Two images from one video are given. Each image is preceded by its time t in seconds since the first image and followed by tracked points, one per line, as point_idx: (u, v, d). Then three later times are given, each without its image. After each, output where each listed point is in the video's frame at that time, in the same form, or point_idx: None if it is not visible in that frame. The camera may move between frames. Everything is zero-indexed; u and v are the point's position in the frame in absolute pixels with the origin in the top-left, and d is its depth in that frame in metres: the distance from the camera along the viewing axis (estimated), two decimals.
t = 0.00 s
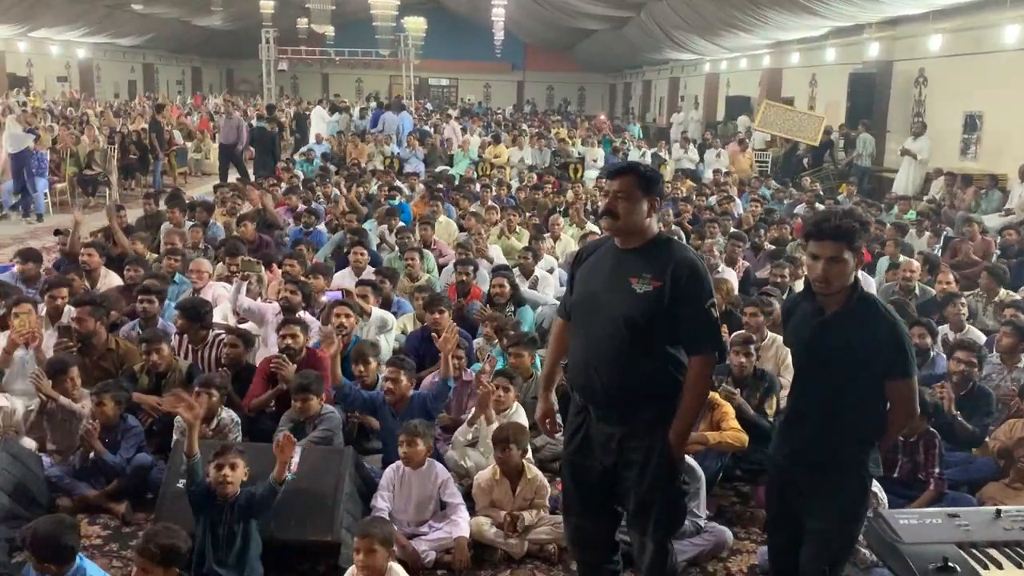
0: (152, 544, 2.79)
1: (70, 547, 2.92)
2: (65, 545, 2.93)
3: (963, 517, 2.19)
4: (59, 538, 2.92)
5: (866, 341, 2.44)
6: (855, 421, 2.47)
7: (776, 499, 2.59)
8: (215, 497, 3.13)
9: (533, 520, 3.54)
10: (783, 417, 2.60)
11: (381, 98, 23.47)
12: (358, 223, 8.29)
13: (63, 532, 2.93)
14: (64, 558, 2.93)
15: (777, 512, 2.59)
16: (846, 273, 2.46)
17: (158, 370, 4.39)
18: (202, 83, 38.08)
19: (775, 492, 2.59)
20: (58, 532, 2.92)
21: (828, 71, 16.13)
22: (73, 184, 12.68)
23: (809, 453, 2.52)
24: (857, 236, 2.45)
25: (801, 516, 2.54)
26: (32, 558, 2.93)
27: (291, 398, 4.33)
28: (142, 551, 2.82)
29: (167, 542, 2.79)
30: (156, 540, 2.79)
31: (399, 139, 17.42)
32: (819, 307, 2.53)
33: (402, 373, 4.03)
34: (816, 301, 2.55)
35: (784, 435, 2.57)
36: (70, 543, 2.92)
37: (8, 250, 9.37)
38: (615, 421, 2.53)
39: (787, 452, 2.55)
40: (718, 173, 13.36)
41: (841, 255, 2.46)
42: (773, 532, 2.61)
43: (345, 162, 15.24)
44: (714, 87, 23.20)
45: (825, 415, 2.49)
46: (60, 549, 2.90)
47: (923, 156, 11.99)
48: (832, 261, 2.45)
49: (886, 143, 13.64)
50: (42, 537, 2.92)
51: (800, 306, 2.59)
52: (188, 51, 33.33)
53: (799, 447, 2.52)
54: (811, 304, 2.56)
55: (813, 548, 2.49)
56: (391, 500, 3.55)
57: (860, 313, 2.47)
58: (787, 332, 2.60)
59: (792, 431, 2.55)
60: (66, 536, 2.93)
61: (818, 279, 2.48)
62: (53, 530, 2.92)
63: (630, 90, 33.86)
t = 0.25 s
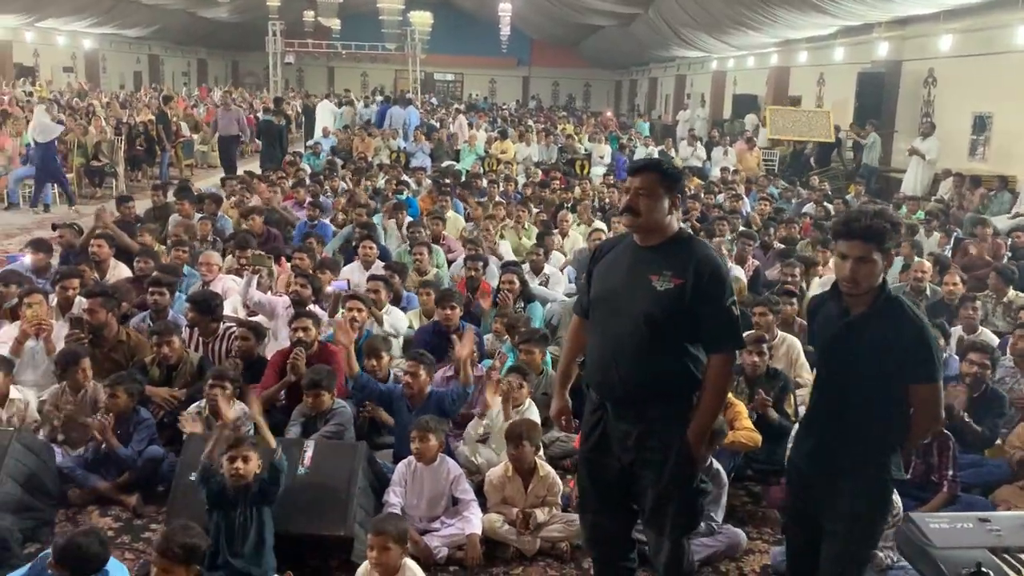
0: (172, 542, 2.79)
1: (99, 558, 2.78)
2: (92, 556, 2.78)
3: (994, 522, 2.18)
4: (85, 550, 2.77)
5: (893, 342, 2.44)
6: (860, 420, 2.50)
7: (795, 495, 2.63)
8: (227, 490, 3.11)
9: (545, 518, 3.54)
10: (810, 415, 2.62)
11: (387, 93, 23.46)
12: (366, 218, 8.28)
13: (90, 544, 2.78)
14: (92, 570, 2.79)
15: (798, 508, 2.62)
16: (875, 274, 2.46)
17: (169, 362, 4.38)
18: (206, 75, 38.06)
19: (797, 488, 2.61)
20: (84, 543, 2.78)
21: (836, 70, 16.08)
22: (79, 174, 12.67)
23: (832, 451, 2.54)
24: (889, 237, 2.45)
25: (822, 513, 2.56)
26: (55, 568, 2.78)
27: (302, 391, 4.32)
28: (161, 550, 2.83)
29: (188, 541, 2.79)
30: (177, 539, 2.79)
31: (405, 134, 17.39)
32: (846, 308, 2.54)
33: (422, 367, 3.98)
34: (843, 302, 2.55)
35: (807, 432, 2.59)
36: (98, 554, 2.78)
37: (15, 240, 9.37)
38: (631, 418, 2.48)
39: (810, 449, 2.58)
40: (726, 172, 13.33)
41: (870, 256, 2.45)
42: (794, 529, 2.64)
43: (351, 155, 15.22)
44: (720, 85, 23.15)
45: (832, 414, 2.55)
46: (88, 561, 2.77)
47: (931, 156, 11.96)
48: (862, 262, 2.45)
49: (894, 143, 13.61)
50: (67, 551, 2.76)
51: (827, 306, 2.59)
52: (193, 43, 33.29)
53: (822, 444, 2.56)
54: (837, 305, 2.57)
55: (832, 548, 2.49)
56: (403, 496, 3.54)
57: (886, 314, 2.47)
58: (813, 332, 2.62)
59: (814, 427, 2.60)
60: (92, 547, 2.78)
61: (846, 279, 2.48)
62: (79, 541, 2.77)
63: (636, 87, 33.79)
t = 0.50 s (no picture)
0: (185, 548, 2.74)
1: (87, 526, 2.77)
2: (82, 523, 2.77)
3: None
4: (75, 516, 2.77)
5: (923, 336, 2.41)
6: (887, 415, 2.47)
7: (819, 487, 2.60)
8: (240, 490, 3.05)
9: (560, 514, 3.53)
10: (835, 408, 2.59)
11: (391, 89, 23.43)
12: (374, 213, 8.26)
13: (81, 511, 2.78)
14: (80, 537, 2.78)
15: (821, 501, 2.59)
16: (906, 268, 2.43)
17: (181, 358, 4.37)
18: (209, 71, 38.03)
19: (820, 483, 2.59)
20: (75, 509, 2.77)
21: (841, 64, 16.03)
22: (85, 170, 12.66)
23: (857, 444, 2.52)
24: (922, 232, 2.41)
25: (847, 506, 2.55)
26: (46, 533, 2.79)
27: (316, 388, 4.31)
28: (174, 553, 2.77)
29: (202, 548, 2.73)
30: (190, 545, 2.73)
31: (410, 130, 17.37)
32: (874, 302, 2.51)
33: (444, 364, 3.94)
34: (870, 296, 2.52)
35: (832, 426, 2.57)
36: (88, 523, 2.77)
37: (21, 236, 9.36)
38: (654, 413, 2.45)
39: (834, 442, 2.56)
40: (732, 168, 13.30)
41: (903, 251, 2.42)
42: (817, 522, 2.62)
43: (356, 151, 15.20)
44: (724, 80, 23.09)
45: (858, 408, 2.51)
46: (78, 527, 2.76)
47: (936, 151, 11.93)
48: (894, 256, 2.41)
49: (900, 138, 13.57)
50: (58, 513, 2.77)
51: (855, 299, 2.56)
52: (196, 38, 33.24)
53: (848, 437, 2.54)
54: (865, 299, 2.53)
55: (858, 542, 2.48)
56: (418, 492, 3.53)
57: (916, 308, 2.44)
58: (839, 325, 2.59)
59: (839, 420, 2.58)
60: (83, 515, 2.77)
61: (876, 273, 2.45)
62: (70, 505, 2.77)
63: (639, 82, 33.74)
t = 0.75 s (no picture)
0: (202, 540, 2.63)
1: (84, 529, 2.69)
2: (77, 526, 2.69)
3: None
4: (71, 518, 2.69)
5: (955, 329, 2.40)
6: (919, 407, 2.46)
7: (848, 479, 2.60)
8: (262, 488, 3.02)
9: (578, 508, 3.51)
10: (865, 401, 2.59)
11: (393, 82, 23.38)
12: (381, 206, 8.24)
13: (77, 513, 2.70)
14: (78, 539, 2.70)
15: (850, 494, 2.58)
16: (941, 261, 2.41)
17: (193, 353, 4.36)
18: (210, 65, 38.00)
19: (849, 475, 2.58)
20: (71, 512, 2.70)
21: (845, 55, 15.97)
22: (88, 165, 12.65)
23: (887, 436, 2.52)
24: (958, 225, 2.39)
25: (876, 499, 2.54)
26: (45, 538, 2.73)
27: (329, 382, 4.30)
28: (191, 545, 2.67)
29: (217, 539, 2.62)
30: (205, 537, 2.63)
31: (412, 123, 17.34)
32: (905, 295, 2.49)
33: (468, 362, 3.91)
34: (902, 288, 2.51)
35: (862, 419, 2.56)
36: (84, 525, 2.69)
37: (26, 230, 9.34)
38: (679, 407, 2.43)
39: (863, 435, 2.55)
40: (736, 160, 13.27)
41: (938, 244, 2.40)
42: (846, 514, 2.61)
43: (359, 144, 15.17)
44: (727, 72, 23.04)
45: (889, 399, 2.51)
46: (74, 530, 2.68)
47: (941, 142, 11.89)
48: (929, 250, 2.39)
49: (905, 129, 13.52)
50: (55, 517, 2.71)
51: (885, 291, 2.55)
52: (195, 32, 33.16)
53: (877, 430, 2.53)
54: (896, 291, 2.52)
55: (893, 532, 2.49)
56: (436, 486, 3.52)
57: (948, 301, 2.42)
58: (869, 318, 2.57)
59: (869, 413, 2.57)
60: (78, 517, 2.69)
61: (910, 267, 2.42)
62: (65, 508, 2.70)
63: (640, 74, 33.64)
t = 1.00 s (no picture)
0: (217, 523, 2.55)
1: (126, 522, 2.70)
2: (119, 518, 2.69)
3: None
4: (112, 510, 2.68)
5: (972, 318, 2.40)
6: (934, 396, 2.45)
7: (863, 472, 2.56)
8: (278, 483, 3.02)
9: (592, 500, 3.51)
10: (881, 391, 2.57)
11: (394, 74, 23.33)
12: (386, 198, 8.23)
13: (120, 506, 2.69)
14: (118, 532, 2.71)
15: (865, 486, 2.55)
16: (958, 250, 2.39)
17: (204, 345, 4.35)
18: (211, 57, 37.93)
19: (863, 467, 2.56)
20: (114, 504, 2.69)
21: (848, 46, 15.92)
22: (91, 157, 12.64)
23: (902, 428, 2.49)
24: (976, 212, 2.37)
25: (893, 490, 2.52)
26: (83, 529, 2.71)
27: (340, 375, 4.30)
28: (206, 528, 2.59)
29: (232, 524, 2.55)
30: (220, 520, 2.55)
31: (415, 115, 17.29)
32: (922, 284, 2.48)
33: (483, 357, 3.88)
34: (918, 279, 2.49)
35: (878, 410, 2.54)
36: (126, 517, 2.70)
37: (30, 223, 9.33)
38: (699, 398, 2.42)
39: (880, 426, 2.53)
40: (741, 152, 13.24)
41: (956, 233, 2.38)
42: (859, 509, 2.57)
43: (362, 136, 15.14)
44: (729, 64, 23.03)
45: (903, 389, 2.49)
46: (116, 522, 2.68)
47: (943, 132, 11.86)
48: (946, 238, 2.37)
49: (909, 120, 13.49)
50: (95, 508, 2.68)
51: (901, 281, 2.53)
52: (196, 24, 33.09)
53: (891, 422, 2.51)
54: (912, 281, 2.50)
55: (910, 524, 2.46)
56: (449, 478, 3.52)
57: (966, 291, 2.42)
58: (885, 308, 2.55)
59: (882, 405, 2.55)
60: (120, 508, 2.69)
61: (927, 256, 2.41)
62: (106, 500, 2.68)
63: (641, 66, 33.55)
